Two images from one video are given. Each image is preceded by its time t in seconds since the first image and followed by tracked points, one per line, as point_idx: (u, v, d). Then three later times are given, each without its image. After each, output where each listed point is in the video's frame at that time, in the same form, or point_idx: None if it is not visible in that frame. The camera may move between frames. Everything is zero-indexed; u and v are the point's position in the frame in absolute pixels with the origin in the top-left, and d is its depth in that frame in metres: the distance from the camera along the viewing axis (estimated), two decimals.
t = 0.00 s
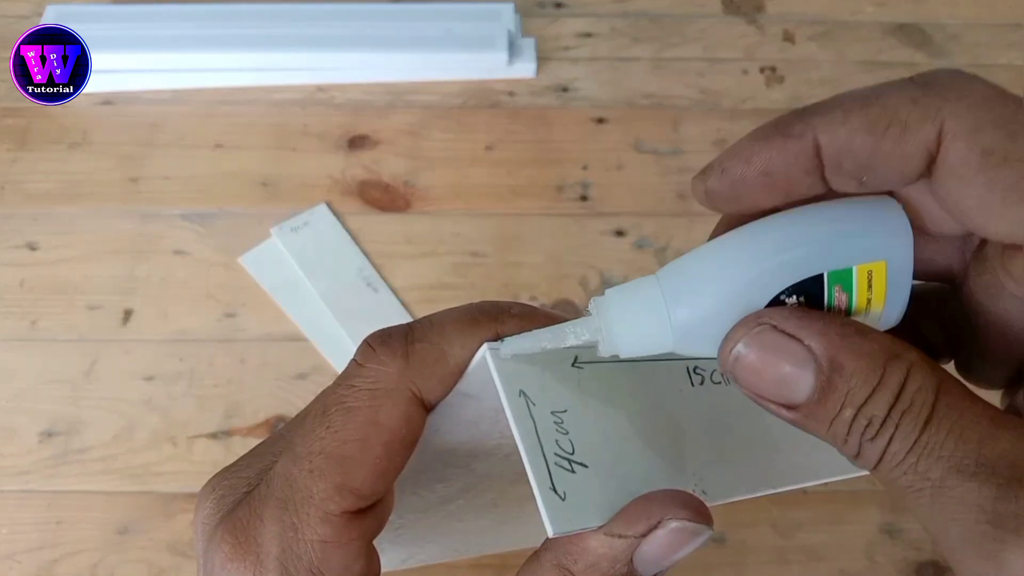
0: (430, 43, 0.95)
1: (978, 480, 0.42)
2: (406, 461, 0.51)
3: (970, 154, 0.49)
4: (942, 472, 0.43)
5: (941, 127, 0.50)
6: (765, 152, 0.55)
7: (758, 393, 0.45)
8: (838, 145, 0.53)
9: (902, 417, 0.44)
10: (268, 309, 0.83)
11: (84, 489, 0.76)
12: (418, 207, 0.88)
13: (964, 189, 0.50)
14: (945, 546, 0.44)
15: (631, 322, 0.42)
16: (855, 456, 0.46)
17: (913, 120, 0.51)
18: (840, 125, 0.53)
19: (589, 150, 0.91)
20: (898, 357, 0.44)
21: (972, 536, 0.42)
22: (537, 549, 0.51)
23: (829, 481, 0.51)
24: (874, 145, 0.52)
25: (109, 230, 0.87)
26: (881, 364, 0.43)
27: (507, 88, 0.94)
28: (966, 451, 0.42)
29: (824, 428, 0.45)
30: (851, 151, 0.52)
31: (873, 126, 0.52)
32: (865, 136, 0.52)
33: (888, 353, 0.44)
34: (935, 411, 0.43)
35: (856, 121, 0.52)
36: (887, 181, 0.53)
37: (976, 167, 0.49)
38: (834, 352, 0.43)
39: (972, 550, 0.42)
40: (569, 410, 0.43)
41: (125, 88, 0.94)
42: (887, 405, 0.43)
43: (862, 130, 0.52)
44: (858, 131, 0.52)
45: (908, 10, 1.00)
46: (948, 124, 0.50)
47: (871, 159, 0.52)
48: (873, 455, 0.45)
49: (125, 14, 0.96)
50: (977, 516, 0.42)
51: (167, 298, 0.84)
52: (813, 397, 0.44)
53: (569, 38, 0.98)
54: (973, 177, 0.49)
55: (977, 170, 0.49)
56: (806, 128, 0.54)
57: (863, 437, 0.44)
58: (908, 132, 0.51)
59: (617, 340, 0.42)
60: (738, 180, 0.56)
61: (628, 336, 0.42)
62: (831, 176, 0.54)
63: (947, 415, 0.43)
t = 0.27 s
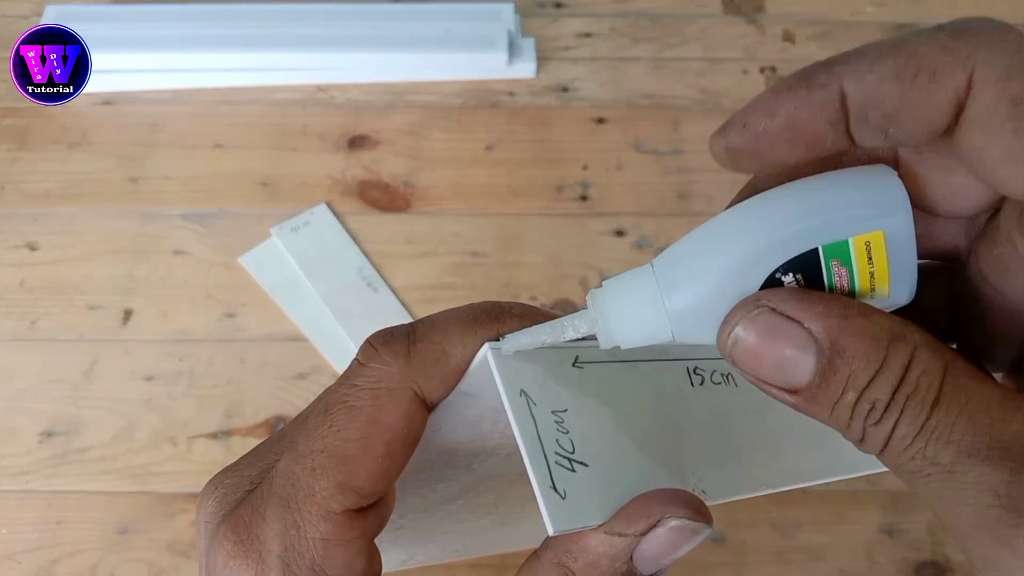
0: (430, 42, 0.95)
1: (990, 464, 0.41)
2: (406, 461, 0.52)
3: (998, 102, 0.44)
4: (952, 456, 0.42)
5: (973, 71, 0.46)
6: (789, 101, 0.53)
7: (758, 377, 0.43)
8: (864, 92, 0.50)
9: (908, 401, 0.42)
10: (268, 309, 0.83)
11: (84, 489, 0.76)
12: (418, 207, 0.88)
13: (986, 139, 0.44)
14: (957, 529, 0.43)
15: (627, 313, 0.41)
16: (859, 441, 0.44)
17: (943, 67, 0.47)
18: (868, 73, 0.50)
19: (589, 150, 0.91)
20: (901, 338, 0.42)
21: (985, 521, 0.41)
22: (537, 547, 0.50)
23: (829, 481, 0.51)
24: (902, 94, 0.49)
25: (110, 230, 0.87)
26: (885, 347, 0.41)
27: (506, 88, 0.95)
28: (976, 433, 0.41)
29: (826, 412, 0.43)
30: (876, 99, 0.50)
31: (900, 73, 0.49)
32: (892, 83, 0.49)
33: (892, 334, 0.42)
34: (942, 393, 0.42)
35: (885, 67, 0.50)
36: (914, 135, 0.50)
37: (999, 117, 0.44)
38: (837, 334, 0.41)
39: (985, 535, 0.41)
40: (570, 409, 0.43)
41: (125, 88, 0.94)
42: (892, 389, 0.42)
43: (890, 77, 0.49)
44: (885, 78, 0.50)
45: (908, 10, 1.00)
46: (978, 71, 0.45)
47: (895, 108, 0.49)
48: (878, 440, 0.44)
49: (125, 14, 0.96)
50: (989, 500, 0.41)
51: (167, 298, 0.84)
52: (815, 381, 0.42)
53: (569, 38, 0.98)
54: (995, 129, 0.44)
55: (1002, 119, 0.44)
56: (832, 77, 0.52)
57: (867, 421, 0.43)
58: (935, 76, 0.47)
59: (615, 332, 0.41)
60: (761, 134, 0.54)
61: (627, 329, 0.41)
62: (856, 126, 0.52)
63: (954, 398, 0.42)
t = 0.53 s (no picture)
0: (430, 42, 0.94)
1: (995, 455, 0.41)
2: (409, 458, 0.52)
3: None
4: (957, 448, 0.42)
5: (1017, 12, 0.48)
6: (832, 44, 0.55)
7: (757, 373, 0.42)
8: (909, 33, 0.53)
9: (908, 394, 0.42)
10: (268, 309, 0.83)
11: (84, 489, 0.76)
12: (418, 207, 0.88)
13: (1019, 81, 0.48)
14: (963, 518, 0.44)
15: (621, 311, 0.41)
16: (859, 433, 0.44)
17: (990, 7, 0.49)
18: (915, 15, 0.52)
19: (589, 150, 0.91)
20: (897, 330, 0.41)
21: (993, 510, 0.42)
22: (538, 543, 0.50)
23: (825, 481, 0.51)
24: (947, 35, 0.51)
25: (110, 230, 0.87)
26: (882, 340, 0.41)
27: (507, 88, 0.95)
28: (979, 423, 0.42)
29: (824, 406, 0.43)
30: (922, 40, 0.52)
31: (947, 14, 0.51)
32: (938, 25, 0.52)
33: (889, 326, 0.41)
34: (943, 385, 0.42)
35: (932, 9, 0.52)
36: (956, 77, 0.53)
37: None
38: (832, 329, 0.40)
39: (994, 523, 0.42)
40: (570, 407, 0.43)
41: (126, 89, 0.94)
42: (890, 381, 0.41)
43: (936, 19, 0.52)
44: (931, 20, 0.52)
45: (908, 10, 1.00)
46: None
47: (939, 49, 0.52)
48: (879, 433, 0.43)
49: (124, 14, 0.96)
50: (997, 490, 0.41)
51: (167, 298, 0.84)
52: (811, 374, 0.42)
53: (569, 38, 0.98)
54: None
55: None
56: (877, 15, 0.54)
57: (867, 415, 0.42)
58: (979, 17, 0.49)
59: (612, 330, 0.42)
60: (807, 76, 0.56)
61: (623, 326, 0.42)
62: (899, 66, 0.55)
63: (955, 389, 0.42)
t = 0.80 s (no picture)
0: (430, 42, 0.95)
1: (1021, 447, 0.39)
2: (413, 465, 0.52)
3: None
4: (979, 443, 0.40)
5: None
6: (856, 27, 0.53)
7: (764, 374, 0.42)
8: (933, 15, 0.50)
9: (921, 391, 0.40)
10: (268, 309, 0.83)
11: (84, 489, 0.76)
12: (418, 207, 0.88)
13: None
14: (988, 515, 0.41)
15: (626, 315, 0.42)
16: (871, 433, 0.43)
17: None
18: None
19: (589, 150, 0.91)
20: (906, 326, 0.40)
21: None
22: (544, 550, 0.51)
23: (830, 488, 0.51)
24: (971, 17, 0.49)
25: (110, 230, 0.87)
26: (891, 337, 0.40)
27: (507, 88, 0.95)
28: (999, 416, 0.40)
29: (834, 405, 0.42)
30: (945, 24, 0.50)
31: None
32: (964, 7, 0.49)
33: (897, 323, 0.40)
34: (957, 379, 0.40)
35: None
36: (978, 61, 0.50)
37: None
38: (839, 325, 0.40)
39: None
40: (576, 413, 0.43)
41: (125, 88, 0.94)
42: (900, 377, 0.40)
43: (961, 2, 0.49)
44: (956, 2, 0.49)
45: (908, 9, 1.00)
46: None
47: (962, 33, 0.49)
48: (893, 431, 0.42)
49: (124, 14, 0.96)
50: None
51: (167, 298, 0.84)
52: (819, 373, 0.41)
53: (569, 38, 0.98)
54: None
55: None
56: None
57: (878, 413, 0.41)
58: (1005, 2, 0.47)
59: (618, 333, 0.42)
60: (831, 57, 0.53)
61: (629, 328, 0.42)
62: (921, 51, 0.52)
63: (971, 383, 0.40)
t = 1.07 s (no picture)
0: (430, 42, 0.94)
1: None
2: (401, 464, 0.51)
3: None
4: (986, 443, 0.40)
5: None
6: (862, 54, 0.57)
7: (769, 375, 0.42)
8: (934, 42, 0.55)
9: (928, 392, 0.40)
10: (268, 309, 0.83)
11: (84, 489, 0.76)
12: (418, 207, 0.88)
13: None
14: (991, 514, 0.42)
15: (631, 314, 0.41)
16: (874, 435, 0.43)
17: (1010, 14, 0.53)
18: (938, 24, 0.55)
19: (589, 150, 0.91)
20: (913, 328, 0.40)
21: None
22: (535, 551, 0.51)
23: (833, 487, 0.50)
24: (970, 41, 0.54)
25: (110, 230, 0.87)
26: (897, 337, 0.40)
27: (507, 88, 0.95)
28: (1004, 417, 0.40)
29: (839, 407, 0.42)
30: (945, 49, 0.55)
31: (970, 23, 0.54)
32: (962, 32, 0.54)
33: (903, 324, 0.40)
34: (963, 381, 0.40)
35: (954, 17, 0.55)
36: (978, 84, 0.55)
37: None
38: (848, 326, 0.40)
39: None
40: (567, 413, 0.43)
41: (125, 89, 0.94)
42: (908, 379, 0.40)
43: (960, 27, 0.54)
44: (955, 28, 0.54)
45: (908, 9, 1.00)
46: None
47: (963, 57, 0.55)
48: (898, 433, 0.42)
49: (124, 14, 0.96)
50: None
51: (167, 298, 0.84)
52: (825, 375, 0.41)
53: (569, 38, 0.98)
54: None
55: None
56: (902, 24, 0.56)
57: (883, 414, 0.41)
58: (1002, 25, 0.53)
59: (621, 332, 0.41)
60: (838, 86, 0.56)
61: (633, 328, 0.41)
62: (923, 74, 0.57)
63: (975, 384, 0.41)
